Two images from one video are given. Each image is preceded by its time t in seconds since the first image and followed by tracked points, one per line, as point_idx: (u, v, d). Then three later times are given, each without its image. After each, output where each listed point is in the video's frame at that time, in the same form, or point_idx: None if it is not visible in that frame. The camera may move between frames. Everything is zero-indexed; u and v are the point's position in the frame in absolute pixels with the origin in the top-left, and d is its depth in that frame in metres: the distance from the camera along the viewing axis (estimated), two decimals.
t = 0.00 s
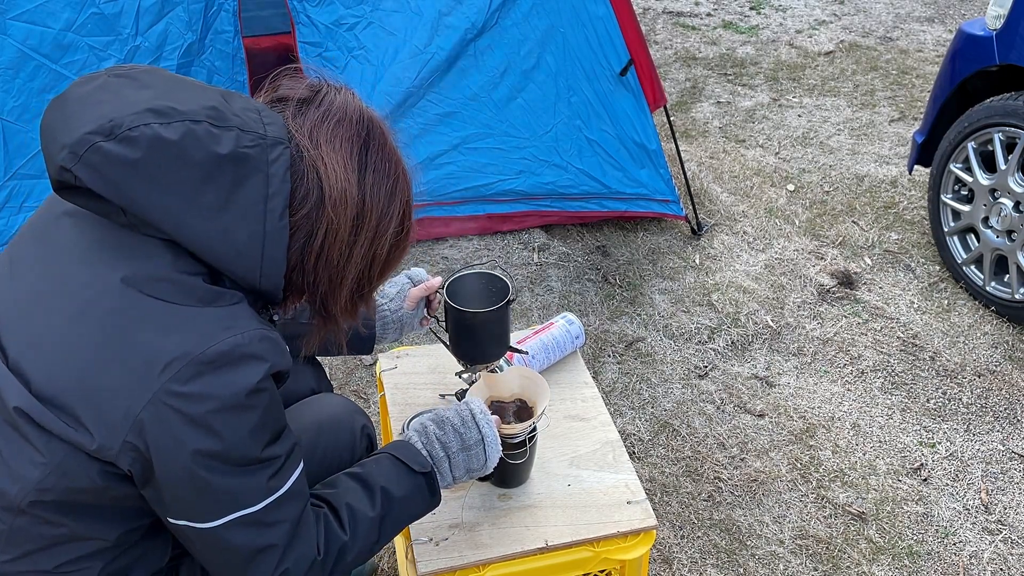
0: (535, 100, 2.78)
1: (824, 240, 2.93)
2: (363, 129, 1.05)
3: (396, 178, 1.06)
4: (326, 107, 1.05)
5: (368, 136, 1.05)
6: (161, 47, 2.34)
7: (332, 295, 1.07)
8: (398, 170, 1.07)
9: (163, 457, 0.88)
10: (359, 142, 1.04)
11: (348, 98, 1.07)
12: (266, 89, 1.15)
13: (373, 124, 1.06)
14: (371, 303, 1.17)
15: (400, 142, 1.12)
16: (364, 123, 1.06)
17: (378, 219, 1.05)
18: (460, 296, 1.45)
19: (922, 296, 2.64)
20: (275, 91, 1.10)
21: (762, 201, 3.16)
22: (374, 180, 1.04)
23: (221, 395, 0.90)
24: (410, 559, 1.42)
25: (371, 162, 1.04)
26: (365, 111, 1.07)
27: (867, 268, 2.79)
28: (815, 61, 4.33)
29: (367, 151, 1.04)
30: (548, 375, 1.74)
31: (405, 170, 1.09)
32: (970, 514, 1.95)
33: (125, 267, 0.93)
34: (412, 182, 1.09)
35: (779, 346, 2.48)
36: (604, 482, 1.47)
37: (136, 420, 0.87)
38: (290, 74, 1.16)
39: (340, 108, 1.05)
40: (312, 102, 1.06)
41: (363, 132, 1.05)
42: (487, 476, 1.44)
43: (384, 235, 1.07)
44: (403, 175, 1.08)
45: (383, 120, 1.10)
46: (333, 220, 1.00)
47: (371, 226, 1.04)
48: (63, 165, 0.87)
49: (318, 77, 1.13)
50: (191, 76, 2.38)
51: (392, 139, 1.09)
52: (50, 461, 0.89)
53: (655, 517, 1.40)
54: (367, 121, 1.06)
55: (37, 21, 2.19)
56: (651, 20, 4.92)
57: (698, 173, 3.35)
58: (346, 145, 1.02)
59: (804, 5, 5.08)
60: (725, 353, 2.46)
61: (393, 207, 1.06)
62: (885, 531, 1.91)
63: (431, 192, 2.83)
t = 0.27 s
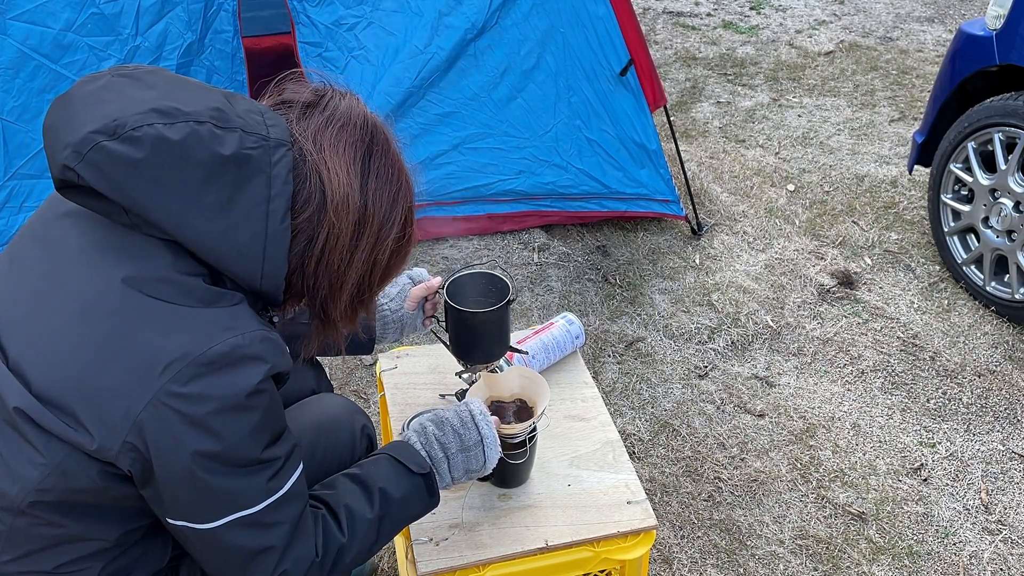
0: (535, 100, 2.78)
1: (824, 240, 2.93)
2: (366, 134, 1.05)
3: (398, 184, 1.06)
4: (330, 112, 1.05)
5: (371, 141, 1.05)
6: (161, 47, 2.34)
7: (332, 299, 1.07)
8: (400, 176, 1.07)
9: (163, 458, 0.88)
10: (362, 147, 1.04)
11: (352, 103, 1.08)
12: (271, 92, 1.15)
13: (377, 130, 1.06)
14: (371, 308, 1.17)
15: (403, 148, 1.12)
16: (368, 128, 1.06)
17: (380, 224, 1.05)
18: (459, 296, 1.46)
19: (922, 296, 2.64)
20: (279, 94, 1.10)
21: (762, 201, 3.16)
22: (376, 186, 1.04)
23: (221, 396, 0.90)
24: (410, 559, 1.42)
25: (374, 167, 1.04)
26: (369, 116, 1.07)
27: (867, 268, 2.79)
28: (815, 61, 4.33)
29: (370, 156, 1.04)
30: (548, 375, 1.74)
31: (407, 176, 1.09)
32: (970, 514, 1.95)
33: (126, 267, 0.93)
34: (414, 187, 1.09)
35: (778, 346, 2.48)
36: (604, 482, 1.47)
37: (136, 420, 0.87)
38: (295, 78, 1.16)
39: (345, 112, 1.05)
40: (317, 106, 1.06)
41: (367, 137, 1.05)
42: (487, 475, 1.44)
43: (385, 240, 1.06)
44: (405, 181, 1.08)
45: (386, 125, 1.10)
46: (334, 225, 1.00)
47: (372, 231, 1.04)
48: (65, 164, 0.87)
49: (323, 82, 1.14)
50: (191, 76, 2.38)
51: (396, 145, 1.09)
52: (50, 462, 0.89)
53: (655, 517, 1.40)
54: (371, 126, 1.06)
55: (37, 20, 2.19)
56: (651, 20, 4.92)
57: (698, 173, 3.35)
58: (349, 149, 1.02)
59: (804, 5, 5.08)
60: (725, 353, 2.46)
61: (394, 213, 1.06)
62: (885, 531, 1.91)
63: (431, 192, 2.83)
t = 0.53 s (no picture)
0: (535, 100, 2.78)
1: (824, 240, 2.93)
2: (369, 137, 1.05)
3: (399, 188, 1.06)
4: (333, 115, 1.05)
5: (374, 145, 1.05)
6: (161, 47, 2.34)
7: (332, 302, 1.07)
8: (401, 181, 1.07)
9: (163, 457, 0.88)
10: (365, 150, 1.04)
11: (355, 106, 1.08)
12: (273, 93, 1.15)
13: (379, 133, 1.07)
14: (371, 312, 1.17)
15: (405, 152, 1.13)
16: (371, 132, 1.06)
17: (380, 227, 1.05)
18: (459, 296, 1.46)
19: (922, 296, 2.64)
20: (282, 96, 1.10)
21: (762, 201, 3.16)
22: (378, 189, 1.04)
23: (221, 395, 0.91)
24: (410, 559, 1.42)
25: (375, 170, 1.04)
26: (372, 120, 1.07)
27: (867, 268, 2.79)
28: (815, 61, 4.33)
29: (372, 159, 1.05)
30: (548, 375, 1.74)
31: (408, 180, 1.09)
32: (970, 514, 1.95)
33: (126, 267, 0.93)
34: (415, 192, 1.09)
35: (778, 346, 2.48)
36: (604, 482, 1.47)
37: (135, 420, 0.87)
38: (297, 80, 1.16)
39: (347, 115, 1.05)
40: (320, 109, 1.06)
41: (369, 140, 1.05)
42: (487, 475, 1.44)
43: (385, 244, 1.07)
44: (406, 185, 1.08)
45: (389, 129, 1.11)
46: (335, 227, 1.00)
47: (373, 234, 1.04)
48: (68, 163, 0.87)
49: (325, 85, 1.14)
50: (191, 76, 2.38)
51: (397, 149, 1.09)
52: (50, 461, 0.89)
53: (655, 517, 1.40)
54: (373, 129, 1.06)
55: (37, 20, 2.18)
56: (651, 20, 4.92)
57: (698, 173, 3.35)
58: (351, 153, 1.02)
59: (804, 5, 5.08)
60: (725, 353, 2.46)
61: (395, 217, 1.06)
62: (885, 531, 1.91)
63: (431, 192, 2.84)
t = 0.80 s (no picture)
0: (535, 100, 2.78)
1: (824, 240, 2.93)
2: (370, 139, 1.05)
3: (400, 190, 1.06)
4: (335, 116, 1.05)
5: (375, 146, 1.05)
6: (161, 47, 2.34)
7: (332, 303, 1.07)
8: (402, 182, 1.07)
9: (163, 458, 0.88)
10: (366, 152, 1.04)
11: (356, 107, 1.08)
12: (275, 94, 1.15)
13: (381, 135, 1.07)
14: (371, 313, 1.16)
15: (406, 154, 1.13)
16: (372, 133, 1.06)
17: (381, 229, 1.05)
18: (459, 296, 1.46)
19: (922, 296, 2.64)
20: (284, 97, 1.10)
21: (762, 201, 3.16)
22: (379, 191, 1.04)
23: (221, 396, 0.90)
24: (410, 559, 1.42)
25: (376, 172, 1.04)
26: (373, 121, 1.07)
27: (867, 268, 2.79)
28: (815, 61, 4.33)
29: (373, 161, 1.05)
30: (548, 375, 1.74)
31: (409, 182, 1.09)
32: (970, 514, 1.95)
33: (127, 267, 0.93)
34: (416, 194, 1.09)
35: (779, 346, 2.48)
36: (604, 482, 1.47)
37: (135, 420, 0.87)
38: (299, 81, 1.16)
39: (349, 117, 1.05)
40: (321, 110, 1.06)
41: (371, 142, 1.05)
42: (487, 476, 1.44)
43: (386, 246, 1.07)
44: (407, 187, 1.08)
45: (390, 130, 1.11)
46: (336, 229, 1.00)
47: (374, 236, 1.04)
48: (69, 162, 0.87)
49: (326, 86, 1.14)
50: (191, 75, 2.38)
51: (399, 151, 1.09)
52: (49, 462, 0.89)
53: (655, 517, 1.40)
54: (375, 131, 1.06)
55: (37, 20, 2.18)
56: (651, 20, 4.92)
57: (698, 173, 3.35)
58: (353, 154, 1.02)
59: (804, 5, 5.08)
60: (725, 353, 2.46)
61: (396, 218, 1.06)
62: (885, 531, 1.91)
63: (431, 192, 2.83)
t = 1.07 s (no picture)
0: (535, 100, 2.78)
1: (824, 240, 2.93)
2: (371, 140, 1.05)
3: (401, 191, 1.07)
4: (336, 117, 1.05)
5: (375, 147, 1.05)
6: (161, 47, 2.34)
7: (332, 303, 1.07)
8: (403, 183, 1.07)
9: (164, 458, 0.89)
10: (366, 153, 1.04)
11: (357, 108, 1.08)
12: (276, 94, 1.15)
13: (382, 136, 1.07)
14: (371, 314, 1.16)
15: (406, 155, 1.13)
16: (373, 134, 1.06)
17: (382, 230, 1.05)
18: (459, 296, 1.46)
19: (922, 296, 2.64)
20: (285, 98, 1.10)
21: (762, 201, 3.16)
22: (379, 192, 1.04)
23: (222, 397, 0.90)
24: (410, 559, 1.42)
25: (377, 174, 1.04)
26: (374, 122, 1.07)
27: (867, 268, 2.79)
28: (815, 61, 4.33)
29: (374, 162, 1.05)
30: (548, 375, 1.74)
31: (410, 183, 1.09)
32: (970, 514, 1.95)
33: (127, 267, 0.93)
34: (416, 194, 1.09)
35: (779, 346, 2.48)
36: (604, 482, 1.47)
37: (135, 421, 0.87)
38: (300, 82, 1.16)
39: (350, 118, 1.05)
40: (322, 111, 1.06)
41: (372, 143, 1.05)
42: (487, 475, 1.44)
43: (387, 247, 1.07)
44: (408, 188, 1.08)
45: (391, 131, 1.11)
46: (337, 229, 1.00)
47: (374, 237, 1.04)
48: (69, 163, 0.87)
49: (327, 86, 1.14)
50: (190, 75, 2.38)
51: (399, 152, 1.09)
52: (50, 462, 0.89)
53: (655, 517, 1.40)
54: (376, 132, 1.06)
55: (37, 20, 2.18)
56: (651, 20, 4.92)
57: (698, 173, 3.35)
58: (353, 155, 1.02)
59: (804, 5, 5.08)
60: (725, 353, 2.46)
61: (396, 219, 1.06)
62: (885, 531, 1.91)
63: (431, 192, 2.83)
